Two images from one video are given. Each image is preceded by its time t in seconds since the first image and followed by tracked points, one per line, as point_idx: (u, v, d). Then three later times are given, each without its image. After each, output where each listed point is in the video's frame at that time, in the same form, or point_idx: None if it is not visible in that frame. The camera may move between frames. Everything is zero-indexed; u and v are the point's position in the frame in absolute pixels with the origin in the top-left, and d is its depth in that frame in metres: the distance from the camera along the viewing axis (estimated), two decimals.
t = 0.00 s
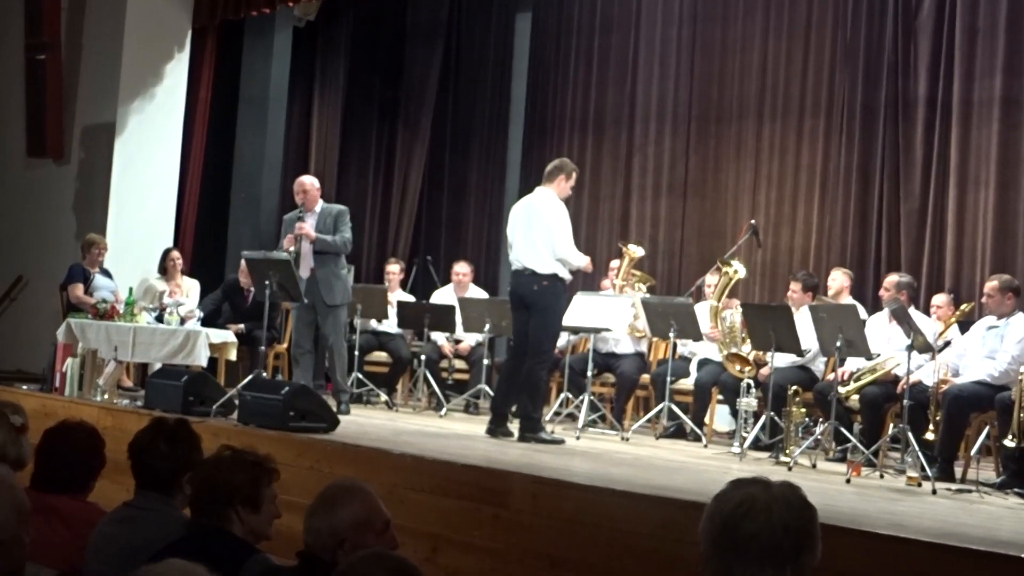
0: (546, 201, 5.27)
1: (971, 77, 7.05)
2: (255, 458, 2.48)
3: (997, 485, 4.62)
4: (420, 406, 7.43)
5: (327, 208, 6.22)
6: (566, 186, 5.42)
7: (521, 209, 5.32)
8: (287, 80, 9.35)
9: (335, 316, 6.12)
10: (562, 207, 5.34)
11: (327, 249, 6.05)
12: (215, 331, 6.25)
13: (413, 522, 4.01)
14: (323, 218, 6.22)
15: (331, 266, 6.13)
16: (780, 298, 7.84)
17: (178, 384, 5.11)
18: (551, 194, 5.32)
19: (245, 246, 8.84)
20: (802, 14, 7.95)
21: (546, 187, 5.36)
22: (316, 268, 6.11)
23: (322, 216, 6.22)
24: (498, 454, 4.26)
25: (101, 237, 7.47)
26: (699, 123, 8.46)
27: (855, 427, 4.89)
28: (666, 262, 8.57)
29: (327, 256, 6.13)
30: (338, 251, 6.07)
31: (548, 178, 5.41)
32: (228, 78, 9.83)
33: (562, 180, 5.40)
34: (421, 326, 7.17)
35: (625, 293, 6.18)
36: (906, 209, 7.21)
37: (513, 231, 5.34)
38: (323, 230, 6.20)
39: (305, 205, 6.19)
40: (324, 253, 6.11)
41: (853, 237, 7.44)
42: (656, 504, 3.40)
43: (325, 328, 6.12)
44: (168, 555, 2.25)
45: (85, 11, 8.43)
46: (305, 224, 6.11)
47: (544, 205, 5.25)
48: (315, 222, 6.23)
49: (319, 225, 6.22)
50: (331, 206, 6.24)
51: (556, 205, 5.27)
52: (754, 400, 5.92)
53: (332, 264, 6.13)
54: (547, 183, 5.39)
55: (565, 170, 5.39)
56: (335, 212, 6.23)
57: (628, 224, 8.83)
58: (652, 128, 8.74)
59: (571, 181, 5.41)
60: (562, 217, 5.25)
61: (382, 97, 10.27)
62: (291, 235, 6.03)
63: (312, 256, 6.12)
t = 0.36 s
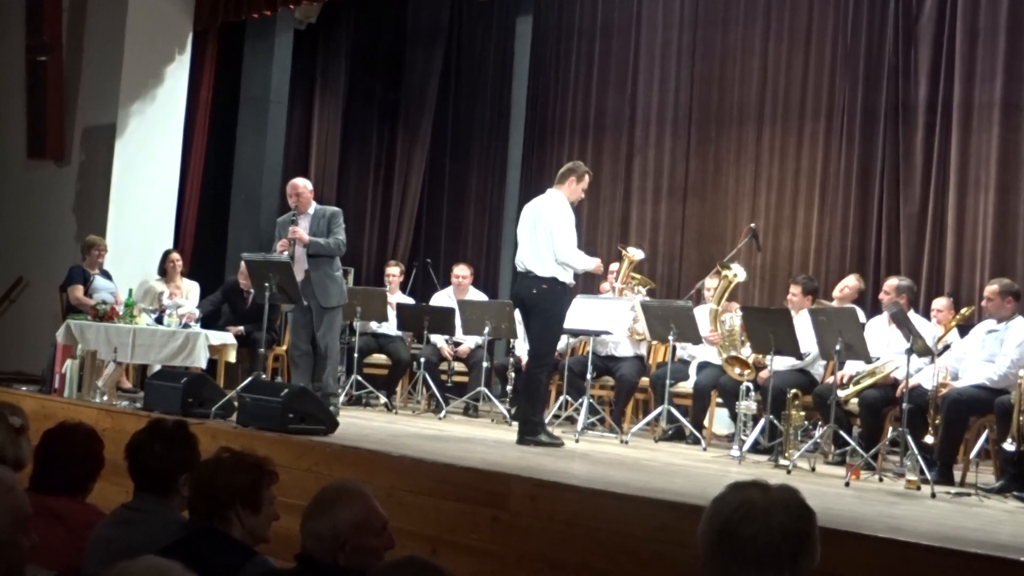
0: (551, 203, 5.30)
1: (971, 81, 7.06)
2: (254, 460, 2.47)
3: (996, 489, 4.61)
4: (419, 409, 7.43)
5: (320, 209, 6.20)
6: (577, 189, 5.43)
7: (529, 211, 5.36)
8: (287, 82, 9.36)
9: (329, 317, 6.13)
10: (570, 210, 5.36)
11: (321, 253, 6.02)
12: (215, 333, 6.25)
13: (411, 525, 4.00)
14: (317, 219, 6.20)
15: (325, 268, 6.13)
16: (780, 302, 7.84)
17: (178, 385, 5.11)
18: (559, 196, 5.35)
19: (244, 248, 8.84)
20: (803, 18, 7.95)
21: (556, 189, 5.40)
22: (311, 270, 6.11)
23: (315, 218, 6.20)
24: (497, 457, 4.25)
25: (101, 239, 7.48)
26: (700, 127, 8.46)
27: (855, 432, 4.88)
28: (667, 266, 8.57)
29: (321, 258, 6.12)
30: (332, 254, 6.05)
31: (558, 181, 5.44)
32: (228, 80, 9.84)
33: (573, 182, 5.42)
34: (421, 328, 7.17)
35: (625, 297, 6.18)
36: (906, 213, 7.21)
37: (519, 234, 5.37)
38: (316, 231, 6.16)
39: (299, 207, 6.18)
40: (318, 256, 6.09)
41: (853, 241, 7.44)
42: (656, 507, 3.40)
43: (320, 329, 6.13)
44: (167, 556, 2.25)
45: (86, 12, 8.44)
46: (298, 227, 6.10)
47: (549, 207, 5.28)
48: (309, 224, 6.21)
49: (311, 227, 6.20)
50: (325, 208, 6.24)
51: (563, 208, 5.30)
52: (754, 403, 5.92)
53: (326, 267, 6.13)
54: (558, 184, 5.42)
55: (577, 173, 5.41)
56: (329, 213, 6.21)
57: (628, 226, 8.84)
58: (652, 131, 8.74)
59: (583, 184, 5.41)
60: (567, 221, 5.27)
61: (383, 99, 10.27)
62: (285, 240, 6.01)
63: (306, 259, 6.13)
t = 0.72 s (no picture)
0: (553, 208, 5.32)
1: (972, 84, 7.05)
2: (254, 462, 2.47)
3: (997, 493, 4.61)
4: (419, 411, 7.43)
5: (319, 212, 6.22)
6: (584, 195, 5.41)
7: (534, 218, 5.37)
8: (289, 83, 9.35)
9: (325, 320, 6.11)
10: (574, 216, 5.35)
11: (317, 256, 6.04)
12: (216, 335, 6.23)
13: (412, 527, 4.00)
14: (315, 222, 6.21)
15: (323, 273, 6.13)
16: (780, 306, 7.84)
17: (178, 386, 5.10)
18: (565, 202, 5.36)
19: (244, 249, 8.84)
20: (804, 21, 7.95)
21: (563, 195, 5.41)
22: (308, 273, 6.11)
23: (315, 220, 6.21)
24: (497, 460, 4.25)
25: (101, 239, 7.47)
26: (700, 130, 8.46)
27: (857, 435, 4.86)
28: (668, 269, 8.57)
29: (319, 262, 6.13)
30: (329, 257, 6.05)
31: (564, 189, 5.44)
32: (229, 81, 9.84)
33: (581, 188, 5.42)
34: (421, 330, 7.16)
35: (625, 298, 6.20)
36: (908, 217, 7.20)
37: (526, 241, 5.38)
38: (314, 235, 6.18)
39: (298, 208, 6.18)
40: (315, 260, 6.11)
41: (854, 245, 7.43)
42: (656, 510, 3.40)
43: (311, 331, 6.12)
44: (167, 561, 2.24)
45: (87, 13, 8.43)
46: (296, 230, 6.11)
47: (551, 213, 5.29)
48: (308, 226, 6.22)
49: (310, 229, 6.22)
50: (324, 210, 6.25)
51: (566, 215, 5.30)
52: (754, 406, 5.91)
53: (323, 270, 6.13)
54: (565, 190, 5.43)
55: (582, 179, 5.40)
56: (328, 217, 6.23)
57: (629, 229, 8.83)
58: (653, 133, 8.74)
59: (591, 190, 5.40)
60: (568, 227, 5.27)
61: (384, 101, 10.28)
62: (283, 241, 6.00)
63: (304, 261, 6.14)
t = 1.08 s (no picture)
0: (569, 209, 5.33)
1: (978, 85, 7.04)
2: (257, 461, 2.47)
3: (1001, 495, 4.60)
4: (423, 410, 7.43)
5: (324, 212, 6.22)
6: (601, 193, 5.40)
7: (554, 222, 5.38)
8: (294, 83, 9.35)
9: (325, 320, 6.10)
10: (590, 215, 5.33)
11: (321, 257, 6.03)
12: (221, 335, 6.21)
13: (416, 527, 4.00)
14: (320, 222, 6.21)
15: (326, 274, 6.13)
16: (785, 307, 7.83)
17: (182, 385, 5.11)
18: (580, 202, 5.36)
19: (249, 248, 8.85)
20: (810, 22, 7.94)
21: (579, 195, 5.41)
22: (311, 275, 6.12)
23: (318, 221, 6.21)
24: (502, 460, 4.24)
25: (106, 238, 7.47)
26: (705, 131, 8.46)
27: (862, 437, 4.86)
28: (673, 270, 8.56)
29: (322, 263, 6.13)
30: (333, 259, 6.05)
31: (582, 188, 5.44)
32: (234, 80, 9.85)
33: (597, 187, 5.40)
34: (426, 330, 7.16)
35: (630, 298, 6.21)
36: (913, 218, 7.19)
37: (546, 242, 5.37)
38: (318, 236, 6.19)
39: (303, 208, 6.18)
40: (319, 261, 6.11)
41: (860, 246, 7.43)
42: (659, 511, 3.40)
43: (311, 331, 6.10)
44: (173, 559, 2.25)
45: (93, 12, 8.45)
46: (299, 231, 6.11)
47: (565, 213, 5.32)
48: (311, 226, 6.23)
49: (315, 231, 6.21)
50: (328, 210, 6.25)
51: (581, 214, 5.30)
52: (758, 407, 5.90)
53: (326, 271, 6.13)
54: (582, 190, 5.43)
55: (598, 178, 5.39)
56: (332, 217, 6.23)
57: (634, 230, 8.82)
58: (658, 134, 8.73)
59: (606, 187, 5.38)
60: (581, 225, 5.26)
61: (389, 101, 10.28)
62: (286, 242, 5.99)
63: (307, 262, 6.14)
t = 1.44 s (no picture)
0: (596, 210, 5.31)
1: (987, 83, 7.02)
2: (264, 456, 2.47)
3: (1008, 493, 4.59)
4: (429, 406, 7.44)
5: (333, 209, 6.23)
6: (623, 195, 5.41)
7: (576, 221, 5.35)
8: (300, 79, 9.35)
9: (329, 320, 6.12)
10: (615, 216, 5.34)
11: (325, 259, 6.04)
12: (228, 330, 6.23)
13: (421, 523, 4.01)
14: (327, 220, 6.22)
15: (331, 274, 6.14)
16: (792, 304, 7.82)
17: (189, 380, 5.11)
18: (604, 202, 5.35)
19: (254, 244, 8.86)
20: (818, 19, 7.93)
21: (602, 195, 5.40)
22: (317, 274, 6.14)
23: (326, 219, 6.21)
24: (509, 456, 4.25)
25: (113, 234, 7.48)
26: (712, 128, 8.45)
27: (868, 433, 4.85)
28: (679, 267, 8.56)
29: (327, 264, 6.14)
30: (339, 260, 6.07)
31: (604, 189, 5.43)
32: (240, 76, 9.85)
33: (620, 189, 5.40)
34: (432, 327, 7.16)
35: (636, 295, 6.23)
36: (921, 216, 7.18)
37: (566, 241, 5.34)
38: (324, 237, 6.19)
39: (312, 205, 6.19)
40: (324, 262, 6.12)
41: (867, 244, 7.42)
42: (665, 508, 3.39)
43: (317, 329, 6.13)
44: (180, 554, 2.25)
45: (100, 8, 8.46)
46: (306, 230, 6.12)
47: (590, 213, 5.30)
48: (319, 226, 6.22)
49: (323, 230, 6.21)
50: (337, 208, 6.25)
51: (606, 215, 5.30)
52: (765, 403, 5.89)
53: (331, 271, 6.14)
54: (604, 190, 5.43)
55: (622, 180, 5.39)
56: (340, 215, 6.23)
57: (640, 227, 8.82)
58: (665, 131, 8.73)
59: (630, 190, 5.39)
60: (608, 226, 5.26)
61: (396, 98, 10.29)
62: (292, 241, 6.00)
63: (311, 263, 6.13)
